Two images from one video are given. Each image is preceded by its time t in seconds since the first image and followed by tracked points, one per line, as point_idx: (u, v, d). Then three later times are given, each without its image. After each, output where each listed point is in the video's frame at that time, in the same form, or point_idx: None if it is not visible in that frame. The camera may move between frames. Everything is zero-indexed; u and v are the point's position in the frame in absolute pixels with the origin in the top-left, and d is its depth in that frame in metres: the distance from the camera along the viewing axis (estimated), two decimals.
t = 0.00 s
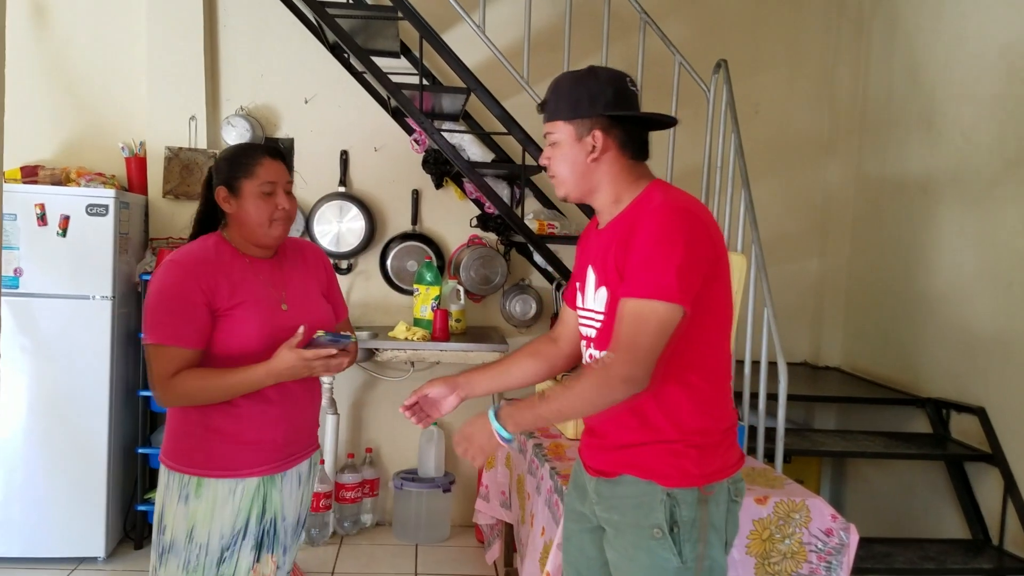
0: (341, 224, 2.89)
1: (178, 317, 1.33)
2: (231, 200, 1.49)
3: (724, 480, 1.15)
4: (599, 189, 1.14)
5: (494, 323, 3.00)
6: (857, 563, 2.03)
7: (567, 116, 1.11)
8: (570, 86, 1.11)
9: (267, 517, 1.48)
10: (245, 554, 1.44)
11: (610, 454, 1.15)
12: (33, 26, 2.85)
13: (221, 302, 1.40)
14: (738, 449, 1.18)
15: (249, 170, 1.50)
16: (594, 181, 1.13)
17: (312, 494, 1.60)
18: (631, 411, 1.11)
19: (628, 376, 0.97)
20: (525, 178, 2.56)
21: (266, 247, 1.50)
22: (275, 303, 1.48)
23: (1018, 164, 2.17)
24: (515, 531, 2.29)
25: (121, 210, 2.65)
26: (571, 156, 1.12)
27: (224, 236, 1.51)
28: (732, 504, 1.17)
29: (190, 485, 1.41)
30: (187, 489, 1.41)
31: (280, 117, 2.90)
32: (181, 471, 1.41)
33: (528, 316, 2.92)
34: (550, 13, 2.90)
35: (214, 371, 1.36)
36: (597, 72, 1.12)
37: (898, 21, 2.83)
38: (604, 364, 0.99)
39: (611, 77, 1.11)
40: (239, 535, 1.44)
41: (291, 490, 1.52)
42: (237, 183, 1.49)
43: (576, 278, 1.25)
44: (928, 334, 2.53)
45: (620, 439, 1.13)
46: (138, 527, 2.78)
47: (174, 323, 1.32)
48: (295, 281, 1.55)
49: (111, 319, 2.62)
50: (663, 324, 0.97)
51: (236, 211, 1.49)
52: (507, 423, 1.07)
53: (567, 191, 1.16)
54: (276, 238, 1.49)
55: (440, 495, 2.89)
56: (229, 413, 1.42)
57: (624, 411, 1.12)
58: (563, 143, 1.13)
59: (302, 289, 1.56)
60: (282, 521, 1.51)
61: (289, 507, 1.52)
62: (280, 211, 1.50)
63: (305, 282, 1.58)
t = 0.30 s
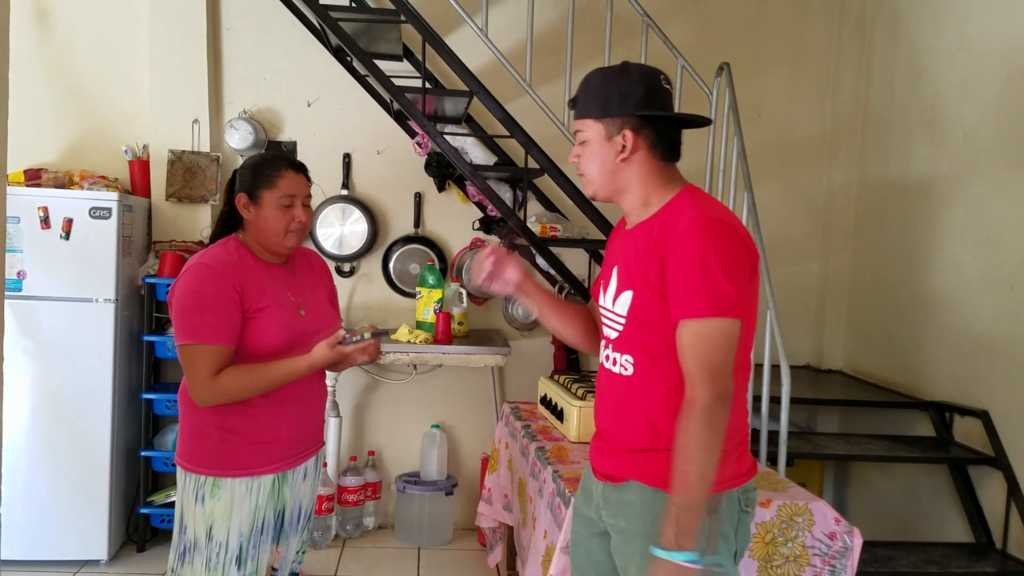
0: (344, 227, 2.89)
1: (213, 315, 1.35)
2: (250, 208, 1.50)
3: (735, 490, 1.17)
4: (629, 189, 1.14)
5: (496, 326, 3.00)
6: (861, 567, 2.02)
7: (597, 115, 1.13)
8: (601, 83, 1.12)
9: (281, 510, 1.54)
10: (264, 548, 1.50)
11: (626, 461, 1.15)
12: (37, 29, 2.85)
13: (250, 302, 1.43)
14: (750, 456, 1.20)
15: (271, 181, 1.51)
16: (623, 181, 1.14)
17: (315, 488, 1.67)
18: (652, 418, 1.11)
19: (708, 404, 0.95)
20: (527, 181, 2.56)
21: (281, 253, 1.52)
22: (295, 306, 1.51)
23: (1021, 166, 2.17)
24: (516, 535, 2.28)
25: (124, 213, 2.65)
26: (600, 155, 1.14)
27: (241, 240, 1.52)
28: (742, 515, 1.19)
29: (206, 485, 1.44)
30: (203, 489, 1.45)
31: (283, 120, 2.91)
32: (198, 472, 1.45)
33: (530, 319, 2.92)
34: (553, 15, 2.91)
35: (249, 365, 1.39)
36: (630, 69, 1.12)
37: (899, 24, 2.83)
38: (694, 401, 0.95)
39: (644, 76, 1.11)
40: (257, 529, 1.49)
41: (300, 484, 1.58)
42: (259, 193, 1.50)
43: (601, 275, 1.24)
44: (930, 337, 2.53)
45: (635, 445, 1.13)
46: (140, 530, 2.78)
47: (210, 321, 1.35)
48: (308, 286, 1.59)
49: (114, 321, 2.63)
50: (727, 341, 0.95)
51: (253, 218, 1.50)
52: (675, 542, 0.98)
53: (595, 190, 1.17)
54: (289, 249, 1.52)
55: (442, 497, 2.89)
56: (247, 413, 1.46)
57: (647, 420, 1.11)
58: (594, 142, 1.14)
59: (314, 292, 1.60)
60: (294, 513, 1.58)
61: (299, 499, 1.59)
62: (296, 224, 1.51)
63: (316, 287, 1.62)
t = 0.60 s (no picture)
0: (340, 227, 2.89)
1: (222, 293, 1.36)
2: (244, 205, 1.50)
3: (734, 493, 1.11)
4: (650, 192, 1.14)
5: (493, 326, 3.00)
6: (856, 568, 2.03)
7: (613, 120, 1.13)
8: (612, 89, 1.12)
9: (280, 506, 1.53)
10: (266, 542, 1.50)
11: (633, 460, 1.14)
12: (33, 29, 2.85)
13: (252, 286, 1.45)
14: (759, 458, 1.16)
15: (262, 176, 1.50)
16: (643, 185, 1.14)
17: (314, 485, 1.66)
18: (660, 417, 1.10)
19: (768, 408, 0.95)
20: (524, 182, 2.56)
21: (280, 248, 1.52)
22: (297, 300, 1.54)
23: (1016, 168, 2.18)
24: (511, 535, 2.28)
25: (119, 213, 2.65)
26: (619, 162, 1.14)
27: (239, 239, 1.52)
28: (744, 520, 1.14)
29: (206, 481, 1.44)
30: (203, 485, 1.45)
31: (279, 120, 2.90)
32: (199, 468, 1.45)
33: (527, 319, 2.92)
34: (549, 16, 2.91)
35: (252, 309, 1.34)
36: (638, 70, 1.12)
37: (894, 25, 2.84)
38: (759, 409, 0.95)
39: (653, 76, 1.11)
40: (258, 526, 1.48)
41: (300, 480, 1.58)
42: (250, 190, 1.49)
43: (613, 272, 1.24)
44: (926, 337, 2.53)
45: (641, 444, 1.13)
46: (136, 531, 2.77)
47: (219, 296, 1.35)
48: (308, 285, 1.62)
49: (109, 321, 2.62)
50: (774, 344, 0.95)
51: (249, 215, 1.49)
52: (769, 548, 0.99)
53: (618, 197, 1.18)
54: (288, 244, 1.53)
55: (438, 498, 2.88)
56: (250, 407, 1.46)
57: (656, 419, 1.10)
58: (612, 148, 1.15)
59: (313, 291, 1.63)
60: (292, 509, 1.57)
61: (299, 494, 1.59)
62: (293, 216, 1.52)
63: (314, 287, 1.65)
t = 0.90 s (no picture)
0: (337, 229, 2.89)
1: (222, 287, 1.38)
2: (233, 207, 1.51)
3: (745, 493, 1.12)
4: (658, 196, 1.14)
5: (490, 328, 3.00)
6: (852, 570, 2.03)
7: (622, 126, 1.12)
8: (621, 94, 1.11)
9: (280, 507, 1.53)
10: (267, 542, 1.50)
11: (637, 462, 1.14)
12: (29, 31, 2.85)
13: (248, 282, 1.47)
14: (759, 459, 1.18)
15: (251, 179, 1.51)
16: (651, 190, 1.14)
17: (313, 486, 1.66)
18: (665, 419, 1.10)
19: (744, 410, 0.96)
20: (521, 184, 2.55)
21: (267, 250, 1.53)
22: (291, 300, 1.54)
23: (1012, 171, 2.18)
24: (507, 538, 2.28)
25: (115, 215, 2.64)
26: (628, 168, 1.14)
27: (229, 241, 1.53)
28: (753, 515, 1.14)
29: (205, 483, 1.44)
30: (201, 487, 1.45)
31: (275, 122, 2.90)
32: (199, 470, 1.44)
33: (524, 321, 2.91)
34: (546, 19, 2.91)
35: (261, 299, 1.36)
36: (645, 75, 1.11)
37: (890, 28, 2.84)
38: (734, 407, 0.96)
39: (660, 79, 1.10)
40: (258, 527, 1.48)
41: (299, 481, 1.57)
42: (239, 192, 1.50)
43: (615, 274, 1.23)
44: (922, 339, 2.54)
45: (646, 447, 1.12)
46: (132, 533, 2.77)
47: (220, 289, 1.37)
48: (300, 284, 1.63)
49: (106, 323, 2.62)
50: (769, 350, 0.96)
51: (238, 216, 1.51)
52: (672, 521, 0.99)
53: (625, 201, 1.18)
54: (275, 246, 1.53)
55: (434, 500, 2.88)
56: (248, 406, 1.46)
57: (662, 422, 1.10)
58: (620, 154, 1.14)
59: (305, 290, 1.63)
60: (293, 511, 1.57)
61: (299, 495, 1.59)
62: (281, 219, 1.52)
63: (306, 286, 1.66)
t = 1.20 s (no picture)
0: (334, 231, 2.89)
1: (225, 290, 1.39)
2: (234, 210, 1.48)
3: (740, 494, 1.13)
4: (651, 195, 1.15)
5: (488, 330, 3.00)
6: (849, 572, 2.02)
7: (625, 120, 1.12)
8: (630, 89, 1.11)
9: (281, 508, 1.54)
10: (266, 543, 1.50)
11: (634, 463, 1.13)
12: (26, 33, 2.85)
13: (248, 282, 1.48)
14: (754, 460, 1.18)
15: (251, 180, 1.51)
16: (646, 188, 1.15)
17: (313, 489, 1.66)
18: (661, 419, 1.10)
19: (745, 408, 0.95)
20: (518, 186, 2.55)
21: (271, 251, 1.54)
22: (291, 302, 1.55)
23: (1009, 172, 2.18)
24: (504, 540, 2.28)
25: (112, 217, 2.64)
26: (624, 163, 1.14)
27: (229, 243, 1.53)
28: (746, 520, 1.15)
29: (204, 484, 1.44)
30: (200, 489, 1.45)
31: (272, 124, 2.90)
32: (197, 471, 1.44)
33: (521, 323, 2.91)
34: (543, 21, 2.91)
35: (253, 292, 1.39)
36: (658, 74, 1.11)
37: (887, 29, 2.85)
38: (738, 408, 0.95)
39: (673, 82, 1.11)
40: (257, 528, 1.49)
41: (299, 483, 1.58)
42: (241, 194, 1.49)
43: (609, 277, 1.24)
44: (919, 341, 2.54)
45: (642, 448, 1.12)
46: (129, 535, 2.76)
47: (223, 292, 1.38)
48: (298, 285, 1.63)
49: (102, 326, 2.61)
50: (767, 349, 0.95)
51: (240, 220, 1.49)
52: (693, 534, 0.98)
53: (617, 196, 1.18)
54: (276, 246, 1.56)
55: (432, 503, 2.88)
56: (247, 407, 1.46)
57: (659, 422, 1.10)
58: (618, 148, 1.14)
59: (302, 290, 1.63)
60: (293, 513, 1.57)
61: (299, 497, 1.58)
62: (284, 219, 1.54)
63: (303, 288, 1.65)
